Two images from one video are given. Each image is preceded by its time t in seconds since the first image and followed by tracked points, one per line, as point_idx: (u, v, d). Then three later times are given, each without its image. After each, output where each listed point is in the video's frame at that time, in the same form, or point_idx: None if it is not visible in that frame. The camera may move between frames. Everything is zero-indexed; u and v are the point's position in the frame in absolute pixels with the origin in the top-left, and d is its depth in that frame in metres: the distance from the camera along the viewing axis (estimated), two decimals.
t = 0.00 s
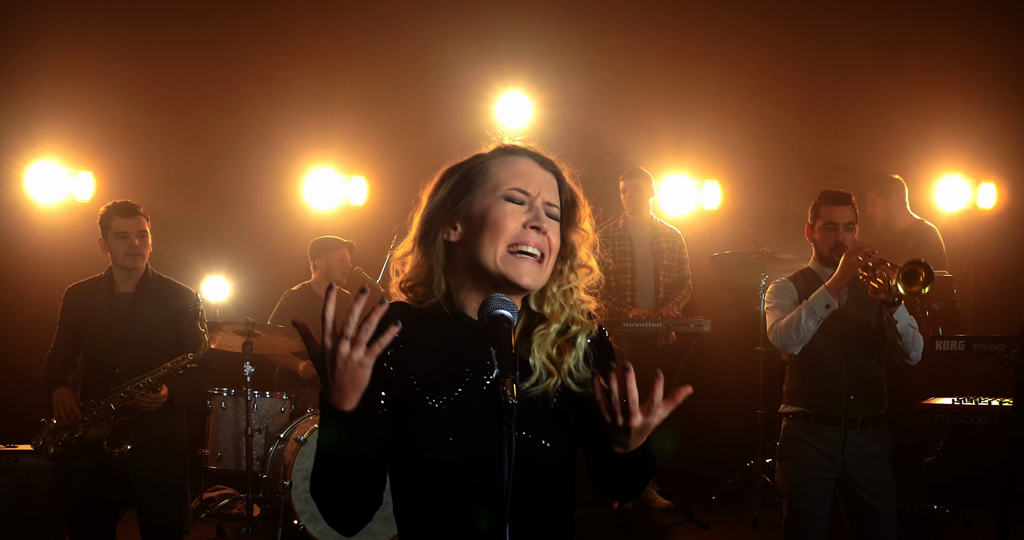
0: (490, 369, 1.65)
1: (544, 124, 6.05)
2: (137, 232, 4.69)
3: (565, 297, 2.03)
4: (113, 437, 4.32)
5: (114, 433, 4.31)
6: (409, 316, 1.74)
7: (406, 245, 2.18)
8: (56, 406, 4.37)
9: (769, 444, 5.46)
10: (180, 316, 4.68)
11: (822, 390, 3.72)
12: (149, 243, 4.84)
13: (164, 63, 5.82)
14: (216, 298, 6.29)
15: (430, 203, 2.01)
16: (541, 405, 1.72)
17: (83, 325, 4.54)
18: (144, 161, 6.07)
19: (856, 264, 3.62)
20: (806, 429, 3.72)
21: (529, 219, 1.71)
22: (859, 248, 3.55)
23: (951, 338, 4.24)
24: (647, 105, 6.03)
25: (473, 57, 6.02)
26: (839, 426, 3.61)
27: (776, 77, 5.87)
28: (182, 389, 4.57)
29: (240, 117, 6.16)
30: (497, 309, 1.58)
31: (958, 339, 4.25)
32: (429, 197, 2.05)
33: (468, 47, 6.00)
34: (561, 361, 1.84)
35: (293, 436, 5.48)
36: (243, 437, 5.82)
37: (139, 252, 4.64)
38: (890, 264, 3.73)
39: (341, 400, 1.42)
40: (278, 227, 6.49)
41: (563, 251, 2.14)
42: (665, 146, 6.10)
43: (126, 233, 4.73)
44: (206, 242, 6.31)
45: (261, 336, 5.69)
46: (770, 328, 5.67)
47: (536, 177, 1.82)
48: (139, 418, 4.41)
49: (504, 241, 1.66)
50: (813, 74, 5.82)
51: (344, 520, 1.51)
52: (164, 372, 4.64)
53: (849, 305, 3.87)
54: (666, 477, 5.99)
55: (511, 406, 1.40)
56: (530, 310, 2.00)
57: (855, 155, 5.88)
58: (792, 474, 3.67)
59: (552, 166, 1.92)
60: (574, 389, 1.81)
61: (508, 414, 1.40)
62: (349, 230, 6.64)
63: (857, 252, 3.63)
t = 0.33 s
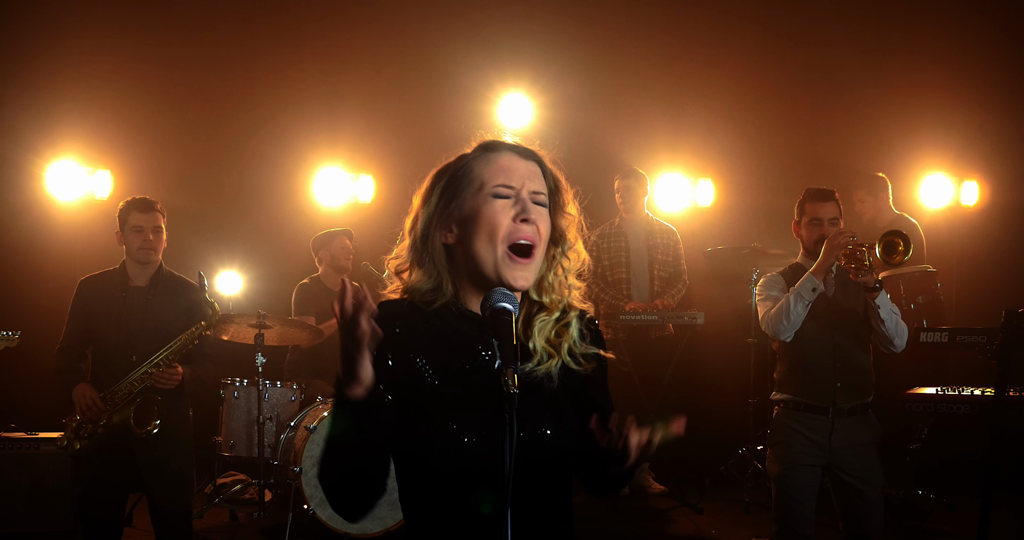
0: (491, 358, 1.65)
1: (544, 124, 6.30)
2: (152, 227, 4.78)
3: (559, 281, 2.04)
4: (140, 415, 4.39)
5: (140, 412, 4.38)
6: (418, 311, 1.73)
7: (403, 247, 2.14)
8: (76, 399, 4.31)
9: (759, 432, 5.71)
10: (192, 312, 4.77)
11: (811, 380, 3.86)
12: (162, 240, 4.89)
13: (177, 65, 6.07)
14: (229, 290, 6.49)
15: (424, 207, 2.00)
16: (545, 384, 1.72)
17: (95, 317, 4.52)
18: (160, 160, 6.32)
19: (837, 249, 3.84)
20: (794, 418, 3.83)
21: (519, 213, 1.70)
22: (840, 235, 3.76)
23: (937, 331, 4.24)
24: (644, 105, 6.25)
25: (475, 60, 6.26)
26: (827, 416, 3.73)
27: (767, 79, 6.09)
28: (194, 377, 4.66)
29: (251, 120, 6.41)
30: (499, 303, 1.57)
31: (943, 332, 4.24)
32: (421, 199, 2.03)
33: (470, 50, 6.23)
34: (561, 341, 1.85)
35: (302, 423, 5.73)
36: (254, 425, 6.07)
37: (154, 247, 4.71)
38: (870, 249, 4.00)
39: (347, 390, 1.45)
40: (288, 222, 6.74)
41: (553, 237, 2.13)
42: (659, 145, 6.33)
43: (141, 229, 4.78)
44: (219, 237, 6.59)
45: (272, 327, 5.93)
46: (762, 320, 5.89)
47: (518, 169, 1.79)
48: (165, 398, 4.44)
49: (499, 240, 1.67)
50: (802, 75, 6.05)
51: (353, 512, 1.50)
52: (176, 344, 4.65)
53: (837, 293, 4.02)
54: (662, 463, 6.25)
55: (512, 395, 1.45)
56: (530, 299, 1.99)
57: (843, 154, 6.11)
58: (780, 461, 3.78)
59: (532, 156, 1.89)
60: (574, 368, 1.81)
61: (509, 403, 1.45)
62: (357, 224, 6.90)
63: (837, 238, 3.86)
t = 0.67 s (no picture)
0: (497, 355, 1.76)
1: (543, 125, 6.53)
2: (152, 223, 4.70)
3: (558, 285, 2.12)
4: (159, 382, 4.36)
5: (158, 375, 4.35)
6: (418, 317, 1.82)
7: (422, 246, 2.34)
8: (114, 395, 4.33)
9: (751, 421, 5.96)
10: (202, 306, 4.74)
11: (803, 372, 4.03)
12: (171, 233, 4.86)
13: (193, 69, 6.34)
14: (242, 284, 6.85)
15: (441, 208, 2.18)
16: (546, 390, 1.85)
17: (111, 310, 4.54)
18: (176, 161, 6.60)
19: (826, 247, 4.00)
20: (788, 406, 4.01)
21: (497, 205, 1.85)
22: (828, 234, 3.91)
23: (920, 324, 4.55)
24: (640, 107, 6.48)
25: (478, 63, 6.50)
26: (818, 404, 3.92)
27: (760, 82, 6.32)
28: (201, 351, 4.52)
29: (265, 118, 6.67)
30: (501, 297, 1.70)
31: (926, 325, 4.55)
32: (440, 202, 2.22)
33: (475, 55, 6.47)
34: (565, 349, 1.97)
35: (311, 413, 5.98)
36: (265, 414, 6.29)
37: (157, 240, 4.67)
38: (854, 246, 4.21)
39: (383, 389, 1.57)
40: (297, 220, 7.04)
41: (546, 234, 2.16)
42: (656, 145, 6.58)
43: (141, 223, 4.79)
44: (233, 232, 6.91)
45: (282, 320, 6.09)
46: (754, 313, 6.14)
47: (505, 165, 1.94)
48: (179, 360, 4.36)
49: (475, 228, 1.81)
50: (793, 79, 6.28)
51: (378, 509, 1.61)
52: (175, 301, 4.60)
53: (826, 288, 4.20)
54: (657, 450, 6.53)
55: (513, 386, 1.55)
56: (530, 297, 2.12)
57: (830, 152, 6.40)
58: (775, 448, 3.97)
59: (525, 156, 2.03)
60: (575, 377, 1.94)
61: (510, 392, 1.55)
62: (366, 221, 7.20)
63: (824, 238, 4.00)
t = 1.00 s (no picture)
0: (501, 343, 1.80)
1: (543, 126, 6.82)
2: (169, 221, 4.94)
3: (556, 283, 2.24)
4: (167, 365, 4.54)
5: (164, 359, 4.53)
6: (420, 298, 1.82)
7: (420, 240, 2.34)
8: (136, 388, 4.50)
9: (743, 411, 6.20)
10: (218, 298, 4.95)
11: (795, 362, 4.11)
12: (190, 231, 5.08)
13: (208, 71, 6.67)
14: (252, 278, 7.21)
15: (440, 205, 2.24)
16: (537, 384, 1.92)
17: (134, 306, 4.80)
18: (191, 159, 6.97)
19: (816, 242, 4.14)
20: (780, 396, 4.09)
21: (497, 203, 1.89)
22: (816, 229, 4.07)
23: (908, 316, 4.77)
24: (636, 108, 6.76)
25: (481, 66, 6.80)
26: (810, 394, 4.00)
27: (750, 85, 6.62)
28: (207, 338, 4.66)
29: (275, 122, 7.09)
30: (503, 291, 1.70)
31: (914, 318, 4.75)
32: (439, 199, 2.27)
33: (477, 58, 6.76)
34: (560, 348, 2.07)
35: (320, 403, 6.21)
36: (277, 404, 6.54)
37: (175, 236, 4.92)
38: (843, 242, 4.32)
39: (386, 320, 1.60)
40: (307, 217, 7.49)
41: (542, 234, 2.27)
42: (652, 144, 6.87)
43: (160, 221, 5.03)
44: (245, 227, 7.30)
45: (292, 313, 6.34)
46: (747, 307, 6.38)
47: (505, 165, 1.98)
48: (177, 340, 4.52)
49: (474, 222, 1.85)
50: (782, 81, 6.57)
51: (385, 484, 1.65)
52: (168, 289, 4.78)
53: (818, 282, 4.31)
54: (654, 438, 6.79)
55: (515, 376, 1.58)
56: (530, 296, 2.26)
57: (820, 152, 6.65)
58: (768, 437, 4.05)
59: (524, 157, 2.08)
60: (565, 379, 1.99)
61: (512, 383, 1.58)
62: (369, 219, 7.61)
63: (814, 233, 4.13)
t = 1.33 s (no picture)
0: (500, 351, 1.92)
1: (545, 125, 7.24)
2: (188, 217, 5.16)
3: (554, 300, 2.43)
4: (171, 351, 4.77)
5: (168, 346, 4.75)
6: (426, 309, 1.97)
7: (426, 268, 2.53)
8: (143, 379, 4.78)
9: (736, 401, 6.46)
10: (227, 292, 5.15)
11: (781, 354, 4.26)
12: (205, 228, 5.29)
13: (214, 70, 6.83)
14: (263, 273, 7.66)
15: (443, 229, 2.42)
16: (533, 401, 2.05)
17: (148, 300, 5.03)
18: (201, 158, 7.22)
19: (801, 235, 4.30)
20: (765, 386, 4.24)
21: (498, 214, 2.02)
22: (801, 223, 4.24)
23: (894, 310, 4.98)
24: (633, 109, 7.08)
25: (484, 69, 7.05)
26: (795, 384, 4.16)
27: (742, 87, 6.90)
28: (213, 331, 4.83)
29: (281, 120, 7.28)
30: (503, 286, 1.81)
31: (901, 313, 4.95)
32: (442, 224, 2.47)
33: (479, 61, 7.01)
34: (557, 371, 2.19)
35: (328, 394, 6.45)
36: (285, 394, 6.79)
37: (192, 232, 5.14)
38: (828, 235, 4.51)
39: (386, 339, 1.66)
40: (316, 214, 7.79)
41: (542, 252, 2.50)
42: (648, 143, 7.23)
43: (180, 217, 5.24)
44: (257, 223, 7.62)
45: (301, 307, 6.56)
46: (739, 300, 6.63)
47: (503, 184, 2.16)
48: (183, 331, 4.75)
49: (477, 232, 1.97)
50: (773, 83, 6.84)
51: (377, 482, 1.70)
52: (174, 281, 4.99)
53: (802, 276, 4.50)
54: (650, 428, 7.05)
55: (517, 366, 1.69)
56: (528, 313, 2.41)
57: (809, 151, 7.01)
58: (754, 426, 4.19)
59: (520, 179, 2.27)
60: (559, 405, 2.10)
61: (513, 373, 1.69)
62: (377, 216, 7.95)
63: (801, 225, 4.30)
